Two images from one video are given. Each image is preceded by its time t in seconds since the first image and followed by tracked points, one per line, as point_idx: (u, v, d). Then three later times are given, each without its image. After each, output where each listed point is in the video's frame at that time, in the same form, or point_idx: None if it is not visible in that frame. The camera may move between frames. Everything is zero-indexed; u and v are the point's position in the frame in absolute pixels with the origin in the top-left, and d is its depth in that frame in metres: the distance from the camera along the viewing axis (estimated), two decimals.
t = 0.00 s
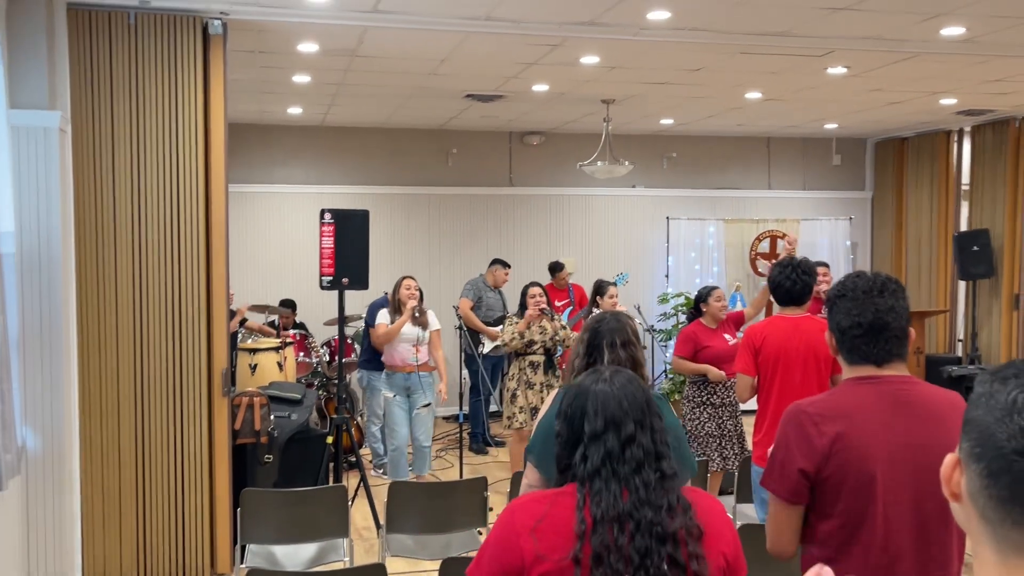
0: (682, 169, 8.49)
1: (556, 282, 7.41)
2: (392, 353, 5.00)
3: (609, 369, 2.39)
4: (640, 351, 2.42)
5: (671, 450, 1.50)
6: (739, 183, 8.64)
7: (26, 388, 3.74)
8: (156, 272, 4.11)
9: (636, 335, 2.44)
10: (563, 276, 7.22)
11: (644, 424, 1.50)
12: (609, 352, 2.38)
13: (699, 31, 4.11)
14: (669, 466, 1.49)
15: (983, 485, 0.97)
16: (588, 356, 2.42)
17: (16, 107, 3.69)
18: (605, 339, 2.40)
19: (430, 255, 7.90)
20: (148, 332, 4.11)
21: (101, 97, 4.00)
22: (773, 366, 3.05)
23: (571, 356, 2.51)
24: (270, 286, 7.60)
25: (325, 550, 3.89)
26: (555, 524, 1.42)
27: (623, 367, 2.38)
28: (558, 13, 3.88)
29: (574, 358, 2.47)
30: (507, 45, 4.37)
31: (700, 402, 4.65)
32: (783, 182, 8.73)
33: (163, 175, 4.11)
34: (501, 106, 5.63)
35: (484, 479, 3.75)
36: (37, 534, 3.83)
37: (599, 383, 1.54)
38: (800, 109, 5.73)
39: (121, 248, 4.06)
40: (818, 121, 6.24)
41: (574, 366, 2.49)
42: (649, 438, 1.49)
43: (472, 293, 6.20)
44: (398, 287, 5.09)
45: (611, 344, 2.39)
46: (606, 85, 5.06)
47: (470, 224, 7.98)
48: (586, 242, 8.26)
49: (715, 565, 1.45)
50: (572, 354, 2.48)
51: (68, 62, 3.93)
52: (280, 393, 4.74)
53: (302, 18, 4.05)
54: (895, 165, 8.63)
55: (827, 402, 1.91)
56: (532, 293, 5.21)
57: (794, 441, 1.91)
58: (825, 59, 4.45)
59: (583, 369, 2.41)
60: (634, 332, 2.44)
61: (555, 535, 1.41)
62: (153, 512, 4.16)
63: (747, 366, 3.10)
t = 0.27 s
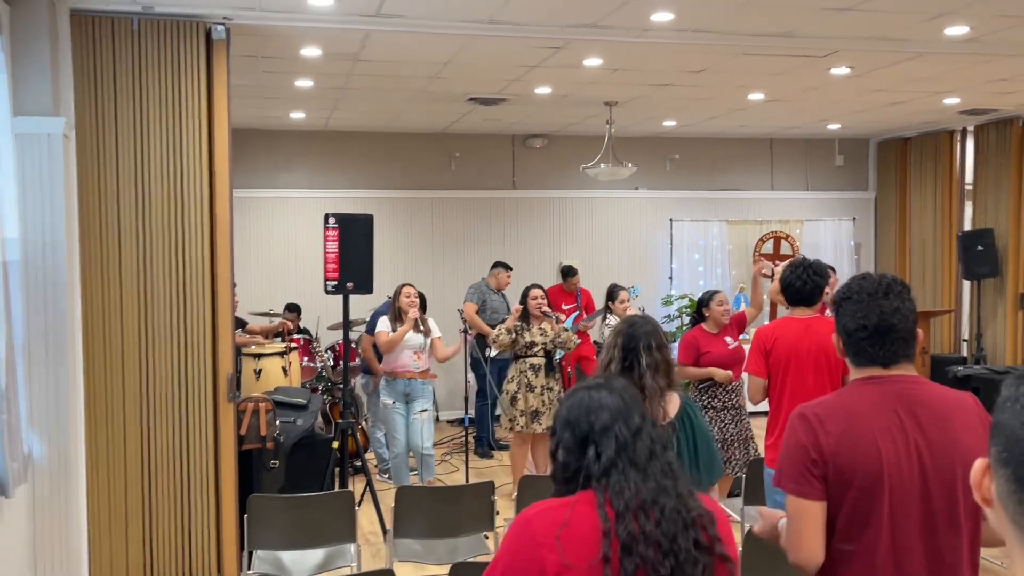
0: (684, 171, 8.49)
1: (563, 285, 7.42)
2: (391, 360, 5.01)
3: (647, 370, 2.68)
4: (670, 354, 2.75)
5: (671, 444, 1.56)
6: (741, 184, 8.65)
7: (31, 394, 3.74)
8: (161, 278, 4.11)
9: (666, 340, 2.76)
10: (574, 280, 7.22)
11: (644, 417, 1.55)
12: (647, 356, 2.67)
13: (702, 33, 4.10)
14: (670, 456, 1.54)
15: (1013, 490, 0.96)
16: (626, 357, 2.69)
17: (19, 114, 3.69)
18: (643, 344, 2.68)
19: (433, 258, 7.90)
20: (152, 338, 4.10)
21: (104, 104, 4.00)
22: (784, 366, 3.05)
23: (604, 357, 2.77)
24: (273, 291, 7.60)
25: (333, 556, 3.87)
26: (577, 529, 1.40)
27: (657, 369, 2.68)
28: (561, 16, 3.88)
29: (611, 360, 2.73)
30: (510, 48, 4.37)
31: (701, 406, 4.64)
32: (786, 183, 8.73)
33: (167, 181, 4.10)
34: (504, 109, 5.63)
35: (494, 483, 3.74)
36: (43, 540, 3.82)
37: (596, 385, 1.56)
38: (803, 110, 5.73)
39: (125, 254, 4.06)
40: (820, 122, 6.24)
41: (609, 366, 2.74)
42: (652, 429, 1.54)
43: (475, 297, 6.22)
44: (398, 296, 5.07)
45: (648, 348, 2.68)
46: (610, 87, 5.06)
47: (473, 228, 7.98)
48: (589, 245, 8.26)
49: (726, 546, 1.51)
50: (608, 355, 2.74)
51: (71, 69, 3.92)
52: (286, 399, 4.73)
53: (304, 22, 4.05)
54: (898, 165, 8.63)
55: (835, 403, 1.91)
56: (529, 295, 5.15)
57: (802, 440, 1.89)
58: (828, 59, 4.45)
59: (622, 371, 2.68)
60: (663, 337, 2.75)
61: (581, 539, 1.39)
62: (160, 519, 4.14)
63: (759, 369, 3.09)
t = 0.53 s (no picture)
0: (689, 173, 8.47)
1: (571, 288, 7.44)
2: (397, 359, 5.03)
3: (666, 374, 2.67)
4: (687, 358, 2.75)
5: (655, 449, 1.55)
6: (746, 185, 8.62)
7: (36, 400, 3.74)
8: (165, 283, 4.10)
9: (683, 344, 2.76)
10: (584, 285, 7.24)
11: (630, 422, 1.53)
12: (665, 359, 2.66)
13: (707, 34, 4.09)
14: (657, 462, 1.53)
15: None
16: (644, 361, 2.68)
17: (23, 119, 3.69)
18: (661, 348, 2.68)
19: (438, 261, 7.89)
20: (157, 343, 4.09)
21: (108, 108, 3.99)
22: (799, 369, 3.03)
23: (620, 361, 2.76)
24: (278, 294, 7.60)
25: (337, 562, 3.85)
26: (565, 538, 1.38)
27: (676, 372, 2.68)
28: (565, 18, 3.87)
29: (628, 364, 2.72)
30: (514, 50, 4.36)
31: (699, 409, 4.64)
32: (791, 184, 8.71)
33: (171, 185, 4.10)
34: (508, 112, 5.62)
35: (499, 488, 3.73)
36: (49, 546, 3.81)
37: (577, 392, 1.55)
38: (809, 111, 5.72)
39: (129, 258, 4.05)
40: (826, 123, 6.22)
41: (626, 371, 2.73)
42: (638, 435, 1.52)
43: (479, 301, 6.23)
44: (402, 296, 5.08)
45: (667, 352, 2.67)
46: (614, 90, 5.05)
47: (478, 231, 7.97)
48: (594, 248, 8.24)
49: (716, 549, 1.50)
50: (625, 360, 2.73)
51: (75, 74, 3.92)
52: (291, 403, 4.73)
53: (309, 26, 4.04)
54: (905, 166, 8.60)
55: (849, 409, 1.88)
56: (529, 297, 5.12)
57: (811, 448, 1.88)
58: (833, 60, 4.43)
59: (641, 376, 2.67)
60: (680, 340, 2.75)
61: (569, 549, 1.37)
62: (166, 524, 4.14)
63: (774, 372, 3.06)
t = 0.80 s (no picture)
0: (715, 169, 8.41)
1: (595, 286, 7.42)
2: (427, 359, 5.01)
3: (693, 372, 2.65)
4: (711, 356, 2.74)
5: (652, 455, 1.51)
6: (772, 181, 8.54)
7: (63, 396, 3.76)
8: (190, 280, 4.11)
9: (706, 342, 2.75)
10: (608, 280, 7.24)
11: (627, 427, 1.50)
12: (693, 359, 2.65)
13: (733, 28, 4.04)
14: (654, 470, 1.50)
15: None
16: (670, 360, 2.66)
17: (50, 117, 3.72)
18: (687, 346, 2.66)
19: (462, 258, 7.88)
20: (181, 340, 4.11)
21: (133, 106, 4.01)
22: (834, 370, 3.00)
23: (645, 360, 2.73)
24: (302, 291, 7.62)
25: (360, 559, 3.85)
26: (554, 544, 1.36)
27: (703, 371, 2.66)
28: (589, 13, 3.84)
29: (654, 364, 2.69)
30: (538, 46, 4.33)
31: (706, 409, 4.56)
32: (819, 180, 8.62)
33: (195, 183, 4.11)
34: (532, 108, 5.60)
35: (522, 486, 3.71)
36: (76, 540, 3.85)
37: (572, 396, 1.50)
38: (837, 106, 5.65)
39: (154, 255, 4.07)
40: (854, 118, 6.15)
41: (651, 371, 2.70)
42: (635, 441, 1.49)
43: (501, 300, 6.21)
44: (428, 295, 5.03)
45: (694, 350, 2.66)
46: (639, 85, 5.01)
47: (501, 227, 7.95)
48: (619, 244, 8.20)
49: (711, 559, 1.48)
50: (650, 359, 2.70)
51: (101, 72, 3.94)
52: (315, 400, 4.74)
53: (332, 22, 4.04)
54: (935, 161, 8.49)
55: (878, 410, 1.86)
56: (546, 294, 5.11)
57: (841, 449, 1.85)
58: (863, 54, 4.36)
59: (669, 376, 2.65)
60: (704, 338, 2.74)
61: (557, 556, 1.35)
62: (190, 521, 4.16)
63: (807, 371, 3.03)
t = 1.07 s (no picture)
0: (726, 166, 8.37)
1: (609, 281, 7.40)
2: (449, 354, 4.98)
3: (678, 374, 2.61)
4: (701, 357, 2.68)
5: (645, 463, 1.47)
6: (784, 178, 8.50)
7: (72, 392, 3.77)
8: (200, 277, 4.12)
9: (696, 342, 2.69)
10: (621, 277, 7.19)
11: (619, 437, 1.45)
12: (677, 360, 2.61)
13: (745, 25, 4.01)
14: (645, 481, 1.46)
15: None
16: (655, 361, 2.63)
17: (60, 113, 3.72)
18: (672, 347, 2.62)
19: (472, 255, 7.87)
20: (190, 337, 4.11)
21: (143, 103, 4.01)
22: (854, 368, 2.97)
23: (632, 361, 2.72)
24: (312, 287, 7.63)
25: (367, 556, 3.85)
26: (530, 549, 1.35)
27: (688, 372, 2.62)
28: (600, 9, 3.81)
29: (640, 365, 2.67)
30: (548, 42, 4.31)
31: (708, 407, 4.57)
32: (831, 178, 8.57)
33: (205, 179, 4.11)
34: (542, 104, 5.58)
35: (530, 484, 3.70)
36: (83, 536, 3.86)
37: (562, 398, 1.47)
38: (849, 103, 5.61)
39: (164, 252, 4.07)
40: (867, 115, 6.11)
41: (638, 372, 2.69)
42: (625, 452, 1.45)
43: (510, 298, 6.20)
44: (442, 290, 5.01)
45: (679, 352, 2.62)
46: (650, 82, 4.99)
47: (512, 224, 7.93)
48: (629, 241, 8.17)
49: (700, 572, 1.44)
50: (636, 360, 2.69)
51: (111, 69, 3.95)
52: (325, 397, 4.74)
53: (342, 19, 4.03)
54: (949, 159, 8.42)
55: (893, 411, 1.83)
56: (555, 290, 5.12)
57: (855, 449, 1.83)
58: (876, 50, 4.32)
59: (651, 377, 2.63)
60: (694, 339, 2.68)
61: (533, 561, 1.34)
62: (197, 517, 4.16)
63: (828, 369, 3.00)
